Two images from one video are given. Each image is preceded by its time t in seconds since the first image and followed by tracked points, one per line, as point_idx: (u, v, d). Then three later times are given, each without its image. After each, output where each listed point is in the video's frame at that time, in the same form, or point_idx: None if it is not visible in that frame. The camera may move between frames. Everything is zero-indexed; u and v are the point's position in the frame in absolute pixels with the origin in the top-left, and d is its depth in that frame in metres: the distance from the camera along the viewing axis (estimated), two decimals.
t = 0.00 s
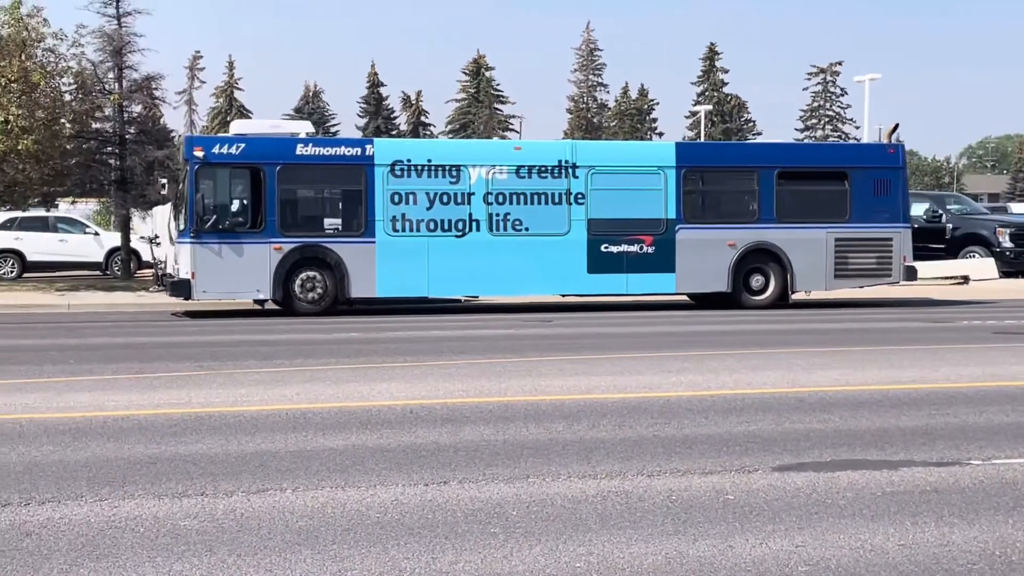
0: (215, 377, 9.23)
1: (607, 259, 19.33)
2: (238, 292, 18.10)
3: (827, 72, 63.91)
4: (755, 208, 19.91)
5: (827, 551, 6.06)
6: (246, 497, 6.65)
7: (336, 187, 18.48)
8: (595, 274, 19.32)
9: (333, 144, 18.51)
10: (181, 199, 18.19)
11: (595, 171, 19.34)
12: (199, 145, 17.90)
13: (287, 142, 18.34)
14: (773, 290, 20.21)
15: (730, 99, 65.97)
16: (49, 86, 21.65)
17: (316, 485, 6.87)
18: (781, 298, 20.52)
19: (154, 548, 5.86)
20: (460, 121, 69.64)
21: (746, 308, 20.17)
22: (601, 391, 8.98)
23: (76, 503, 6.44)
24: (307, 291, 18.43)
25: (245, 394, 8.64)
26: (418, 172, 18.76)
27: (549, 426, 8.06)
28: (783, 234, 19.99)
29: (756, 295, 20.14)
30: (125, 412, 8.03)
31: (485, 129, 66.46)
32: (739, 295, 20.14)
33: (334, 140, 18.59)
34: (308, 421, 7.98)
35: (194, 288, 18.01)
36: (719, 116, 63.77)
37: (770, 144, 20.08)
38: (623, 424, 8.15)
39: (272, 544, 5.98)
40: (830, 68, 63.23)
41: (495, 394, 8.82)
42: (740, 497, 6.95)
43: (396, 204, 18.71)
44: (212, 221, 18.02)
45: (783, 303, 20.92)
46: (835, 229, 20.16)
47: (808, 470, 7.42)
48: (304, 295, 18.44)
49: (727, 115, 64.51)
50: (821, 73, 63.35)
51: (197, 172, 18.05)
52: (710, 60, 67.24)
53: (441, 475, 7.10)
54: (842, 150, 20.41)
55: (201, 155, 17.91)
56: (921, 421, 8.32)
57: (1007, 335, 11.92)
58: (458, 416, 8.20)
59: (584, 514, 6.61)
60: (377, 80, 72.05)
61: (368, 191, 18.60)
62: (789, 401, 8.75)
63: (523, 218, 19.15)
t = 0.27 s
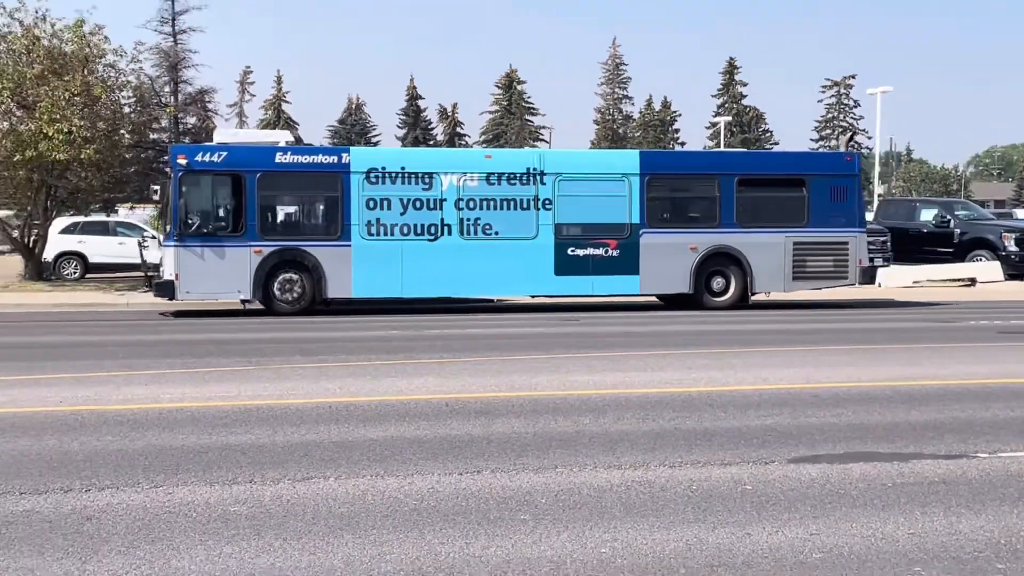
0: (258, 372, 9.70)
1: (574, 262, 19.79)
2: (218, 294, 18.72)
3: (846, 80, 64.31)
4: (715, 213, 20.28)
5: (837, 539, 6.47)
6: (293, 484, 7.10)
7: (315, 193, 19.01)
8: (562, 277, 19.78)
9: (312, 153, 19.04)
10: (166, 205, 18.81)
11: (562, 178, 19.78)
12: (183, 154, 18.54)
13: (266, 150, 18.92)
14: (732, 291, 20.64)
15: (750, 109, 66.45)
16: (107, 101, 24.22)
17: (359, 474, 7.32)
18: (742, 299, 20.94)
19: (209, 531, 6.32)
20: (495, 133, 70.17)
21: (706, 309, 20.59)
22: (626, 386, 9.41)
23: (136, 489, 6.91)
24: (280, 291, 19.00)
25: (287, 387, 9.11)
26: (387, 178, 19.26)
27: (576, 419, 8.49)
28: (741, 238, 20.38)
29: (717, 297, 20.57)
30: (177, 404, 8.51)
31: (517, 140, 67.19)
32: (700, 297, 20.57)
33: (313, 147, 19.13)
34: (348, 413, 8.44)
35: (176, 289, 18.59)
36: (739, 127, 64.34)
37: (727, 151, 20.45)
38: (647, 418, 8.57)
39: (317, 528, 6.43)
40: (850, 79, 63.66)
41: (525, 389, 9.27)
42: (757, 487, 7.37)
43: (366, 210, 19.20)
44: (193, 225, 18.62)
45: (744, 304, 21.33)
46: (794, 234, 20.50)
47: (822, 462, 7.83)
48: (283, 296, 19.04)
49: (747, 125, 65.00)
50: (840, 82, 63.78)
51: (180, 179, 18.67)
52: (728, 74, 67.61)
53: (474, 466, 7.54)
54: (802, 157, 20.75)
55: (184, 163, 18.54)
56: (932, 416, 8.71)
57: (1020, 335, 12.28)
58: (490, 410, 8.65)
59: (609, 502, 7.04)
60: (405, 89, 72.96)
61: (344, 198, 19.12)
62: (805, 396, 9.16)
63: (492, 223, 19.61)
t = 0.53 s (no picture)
0: (285, 372, 9.73)
1: (545, 263, 19.83)
2: (185, 294, 18.80)
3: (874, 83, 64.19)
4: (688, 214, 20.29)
5: (865, 543, 6.43)
6: (320, 484, 7.12)
7: (282, 194, 19.13)
8: (533, 278, 19.82)
9: (278, 153, 19.16)
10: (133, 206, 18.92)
11: (533, 179, 19.83)
12: (149, 154, 18.64)
13: (234, 151, 19.04)
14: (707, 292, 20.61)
15: (779, 112, 66.43)
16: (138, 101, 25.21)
17: (386, 474, 7.33)
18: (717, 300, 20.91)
19: (236, 531, 6.34)
20: (523, 133, 70.61)
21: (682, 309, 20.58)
22: (654, 388, 9.39)
23: (164, 489, 6.95)
24: (250, 294, 19.12)
25: (314, 388, 9.13)
26: (359, 179, 19.37)
27: (604, 420, 8.48)
28: (717, 240, 20.34)
29: (691, 299, 20.52)
30: (205, 404, 8.56)
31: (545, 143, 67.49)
32: (676, 298, 20.53)
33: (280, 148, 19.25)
34: (376, 414, 8.46)
35: (143, 291, 18.69)
36: (768, 130, 64.44)
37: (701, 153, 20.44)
38: (675, 419, 8.55)
39: (342, 529, 6.44)
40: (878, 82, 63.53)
41: (553, 389, 9.26)
42: (785, 490, 7.34)
43: (336, 210, 19.31)
44: (162, 227, 18.73)
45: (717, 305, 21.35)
46: (769, 236, 20.45)
47: (850, 465, 7.78)
48: (251, 297, 19.14)
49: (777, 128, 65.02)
50: (869, 85, 63.67)
51: (147, 180, 18.78)
52: (759, 75, 67.59)
53: (501, 466, 7.54)
54: (777, 158, 20.67)
55: (150, 164, 18.64)
56: (962, 419, 8.64)
57: None
58: (516, 410, 8.65)
59: (636, 504, 7.02)
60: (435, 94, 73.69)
61: (312, 198, 19.22)
62: (834, 398, 9.11)
63: (464, 224, 19.68)
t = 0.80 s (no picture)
0: (322, 368, 10.25)
1: (524, 266, 20.39)
2: (182, 295, 19.39)
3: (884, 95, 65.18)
4: (660, 219, 20.84)
5: (869, 529, 6.92)
6: (361, 472, 7.65)
7: (273, 201, 19.66)
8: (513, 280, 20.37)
9: (270, 162, 19.70)
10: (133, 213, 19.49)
11: (512, 186, 20.40)
12: (148, 164, 19.16)
13: (228, 160, 19.57)
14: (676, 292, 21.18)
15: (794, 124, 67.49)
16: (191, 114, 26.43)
17: (423, 463, 7.86)
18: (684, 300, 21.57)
19: (285, 515, 6.88)
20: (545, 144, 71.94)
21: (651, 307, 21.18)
22: (672, 383, 9.89)
23: (217, 475, 7.50)
24: (243, 293, 19.71)
25: (351, 383, 9.65)
26: (344, 187, 19.88)
27: (625, 413, 8.98)
28: (686, 244, 20.92)
29: (660, 300, 21.14)
30: (249, 398, 9.09)
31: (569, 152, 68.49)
32: (645, 299, 21.15)
33: (271, 157, 19.78)
34: (410, 406, 8.99)
35: (143, 292, 19.27)
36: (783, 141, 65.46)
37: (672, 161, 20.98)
38: (692, 412, 9.05)
39: (382, 513, 6.97)
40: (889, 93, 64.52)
41: (576, 384, 9.77)
42: (796, 479, 7.83)
43: (323, 216, 19.82)
44: (159, 232, 19.29)
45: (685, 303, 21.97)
46: (736, 240, 21.04)
47: (858, 455, 8.27)
48: (245, 297, 19.73)
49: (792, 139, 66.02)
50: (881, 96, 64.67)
51: (146, 188, 19.33)
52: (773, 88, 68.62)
53: (529, 456, 8.06)
54: (741, 166, 21.26)
55: (149, 173, 19.18)
56: (964, 413, 9.11)
57: None
58: (543, 404, 9.16)
59: (656, 491, 7.53)
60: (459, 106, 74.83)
61: (302, 205, 19.76)
62: (842, 393, 9.59)
63: (445, 229, 20.21)
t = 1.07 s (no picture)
0: (361, 363, 10.89)
1: (508, 269, 21.21)
2: (192, 296, 20.23)
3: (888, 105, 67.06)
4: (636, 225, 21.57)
5: (871, 513, 7.51)
6: (401, 458, 8.32)
7: (275, 209, 20.55)
8: (497, 282, 21.19)
9: (272, 172, 20.64)
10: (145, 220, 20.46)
11: (498, 195, 21.16)
12: (159, 174, 20.16)
13: (233, 171, 20.57)
14: (652, 293, 21.82)
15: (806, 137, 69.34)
16: (244, 130, 28.98)
17: (459, 450, 8.53)
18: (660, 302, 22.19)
19: (333, 496, 7.53)
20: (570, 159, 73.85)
21: (628, 309, 21.84)
22: (688, 376, 10.54)
23: (269, 460, 8.18)
24: (246, 294, 20.50)
25: (389, 377, 10.28)
26: (340, 195, 20.77)
27: (643, 404, 9.63)
28: (660, 247, 21.59)
29: (636, 301, 21.79)
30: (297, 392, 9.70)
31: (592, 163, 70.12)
32: (621, 299, 21.86)
33: (274, 168, 20.76)
34: (443, 398, 9.67)
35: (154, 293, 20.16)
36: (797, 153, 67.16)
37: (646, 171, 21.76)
38: (706, 403, 9.68)
39: (420, 497, 7.63)
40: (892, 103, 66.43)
41: (598, 377, 10.43)
42: (803, 467, 8.44)
43: (322, 222, 20.70)
44: (169, 236, 20.17)
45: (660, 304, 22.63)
46: (707, 244, 21.65)
47: (861, 444, 8.88)
48: (248, 298, 20.55)
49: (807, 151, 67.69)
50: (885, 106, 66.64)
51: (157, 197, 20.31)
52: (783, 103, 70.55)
53: (555, 444, 8.71)
54: (709, 175, 21.89)
55: (160, 182, 20.16)
56: (961, 404, 9.70)
57: None
58: (569, 396, 9.80)
59: (673, 477, 8.17)
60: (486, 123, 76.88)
61: (301, 213, 20.63)
62: (847, 386, 10.22)
63: (435, 235, 21.03)
